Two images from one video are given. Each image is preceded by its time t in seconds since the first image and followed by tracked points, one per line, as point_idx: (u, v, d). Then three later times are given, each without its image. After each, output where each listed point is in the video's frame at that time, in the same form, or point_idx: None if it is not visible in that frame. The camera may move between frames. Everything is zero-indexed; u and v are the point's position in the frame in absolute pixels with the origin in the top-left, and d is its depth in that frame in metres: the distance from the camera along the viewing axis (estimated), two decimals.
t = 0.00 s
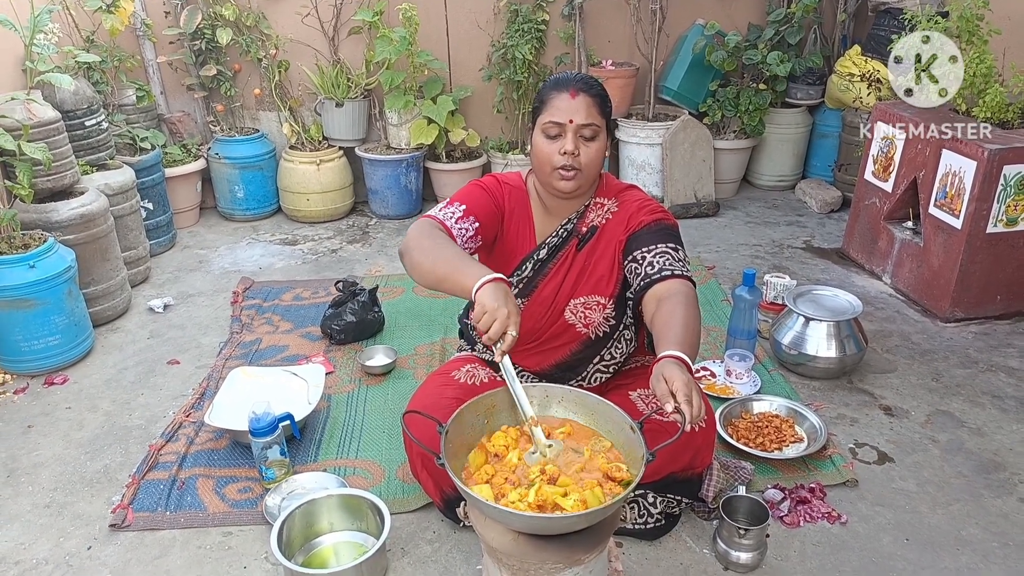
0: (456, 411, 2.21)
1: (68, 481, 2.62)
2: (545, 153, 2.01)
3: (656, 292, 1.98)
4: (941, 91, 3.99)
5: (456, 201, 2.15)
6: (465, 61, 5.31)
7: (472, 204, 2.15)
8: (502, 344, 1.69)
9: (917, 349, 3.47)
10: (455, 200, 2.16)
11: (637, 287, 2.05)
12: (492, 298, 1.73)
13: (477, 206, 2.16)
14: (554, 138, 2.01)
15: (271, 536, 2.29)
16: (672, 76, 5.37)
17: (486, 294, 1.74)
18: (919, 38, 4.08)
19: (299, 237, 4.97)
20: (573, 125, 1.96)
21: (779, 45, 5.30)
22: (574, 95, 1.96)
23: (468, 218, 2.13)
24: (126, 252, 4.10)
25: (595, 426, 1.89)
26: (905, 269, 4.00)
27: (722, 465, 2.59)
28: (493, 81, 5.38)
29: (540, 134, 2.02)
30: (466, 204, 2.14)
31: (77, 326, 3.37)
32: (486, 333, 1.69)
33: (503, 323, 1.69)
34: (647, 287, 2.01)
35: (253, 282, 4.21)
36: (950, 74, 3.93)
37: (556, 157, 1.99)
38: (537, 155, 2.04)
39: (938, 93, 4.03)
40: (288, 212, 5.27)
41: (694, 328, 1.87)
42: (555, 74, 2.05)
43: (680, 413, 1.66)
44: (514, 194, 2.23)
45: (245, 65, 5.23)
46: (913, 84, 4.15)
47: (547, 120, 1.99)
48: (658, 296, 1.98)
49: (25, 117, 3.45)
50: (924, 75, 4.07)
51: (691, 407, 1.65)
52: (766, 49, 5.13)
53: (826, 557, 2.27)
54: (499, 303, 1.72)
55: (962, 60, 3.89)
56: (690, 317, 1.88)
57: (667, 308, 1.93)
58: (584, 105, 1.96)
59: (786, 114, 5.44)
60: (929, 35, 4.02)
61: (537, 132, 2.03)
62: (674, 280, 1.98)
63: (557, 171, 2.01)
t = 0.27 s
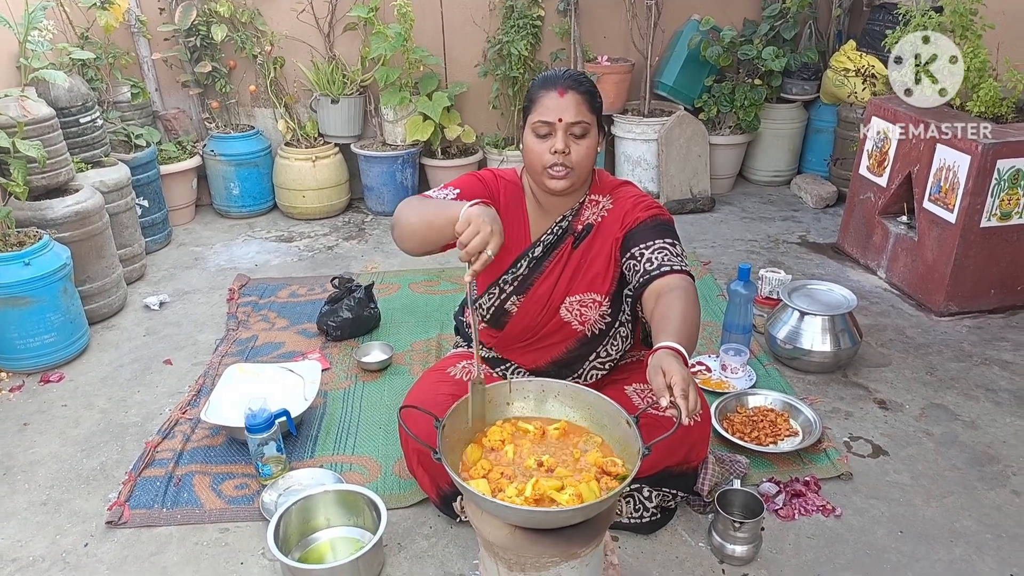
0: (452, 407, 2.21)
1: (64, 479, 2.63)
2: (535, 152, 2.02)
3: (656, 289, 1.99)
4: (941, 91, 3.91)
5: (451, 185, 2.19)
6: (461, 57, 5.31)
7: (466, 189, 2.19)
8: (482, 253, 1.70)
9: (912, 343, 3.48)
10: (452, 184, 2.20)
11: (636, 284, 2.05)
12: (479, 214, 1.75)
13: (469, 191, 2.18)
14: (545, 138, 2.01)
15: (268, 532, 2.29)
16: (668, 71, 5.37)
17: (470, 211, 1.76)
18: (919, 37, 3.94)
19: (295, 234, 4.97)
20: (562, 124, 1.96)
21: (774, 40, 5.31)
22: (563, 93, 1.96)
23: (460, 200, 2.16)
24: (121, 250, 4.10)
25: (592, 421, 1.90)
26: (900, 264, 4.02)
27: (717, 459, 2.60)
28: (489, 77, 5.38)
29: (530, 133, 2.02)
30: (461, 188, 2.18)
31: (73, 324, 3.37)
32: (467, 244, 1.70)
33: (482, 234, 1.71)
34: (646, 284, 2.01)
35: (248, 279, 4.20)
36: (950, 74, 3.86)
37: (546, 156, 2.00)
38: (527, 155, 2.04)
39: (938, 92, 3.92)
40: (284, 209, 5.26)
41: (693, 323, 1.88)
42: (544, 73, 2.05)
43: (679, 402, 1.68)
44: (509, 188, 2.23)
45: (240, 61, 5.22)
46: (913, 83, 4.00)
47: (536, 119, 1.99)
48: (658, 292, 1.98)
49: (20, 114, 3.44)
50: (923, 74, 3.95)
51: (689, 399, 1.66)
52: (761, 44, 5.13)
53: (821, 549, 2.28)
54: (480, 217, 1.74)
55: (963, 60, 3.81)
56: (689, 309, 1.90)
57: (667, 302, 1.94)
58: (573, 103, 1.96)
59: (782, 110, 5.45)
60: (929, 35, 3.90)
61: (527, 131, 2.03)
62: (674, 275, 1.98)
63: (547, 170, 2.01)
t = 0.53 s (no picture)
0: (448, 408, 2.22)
1: (60, 484, 2.62)
2: (530, 156, 2.02)
3: (652, 292, 2.00)
4: (941, 91, 3.89)
5: (444, 203, 2.16)
6: (454, 58, 5.31)
7: (460, 207, 2.15)
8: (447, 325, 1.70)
9: (906, 339, 3.49)
10: (444, 201, 2.17)
11: (631, 288, 2.06)
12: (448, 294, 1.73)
13: (463, 208, 2.16)
14: (539, 141, 2.01)
15: (265, 536, 2.29)
16: (660, 71, 5.38)
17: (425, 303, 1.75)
18: (917, 38, 3.96)
19: (290, 237, 4.96)
20: (557, 128, 1.97)
21: (766, 39, 5.33)
22: (557, 97, 1.97)
23: (456, 221, 2.13)
24: (115, 255, 4.09)
25: (587, 421, 1.90)
26: (893, 261, 4.03)
27: (713, 458, 2.61)
28: (482, 78, 5.38)
29: (524, 137, 2.02)
30: (454, 207, 2.15)
31: (67, 329, 3.36)
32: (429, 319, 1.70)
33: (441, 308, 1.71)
34: (642, 288, 2.02)
35: (243, 283, 4.20)
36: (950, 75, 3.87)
37: (541, 161, 2.00)
38: (522, 159, 2.05)
39: (938, 91, 3.91)
40: (278, 212, 5.25)
41: (688, 326, 1.89)
42: (538, 76, 2.05)
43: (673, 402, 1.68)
44: (501, 198, 2.22)
45: (233, 64, 5.21)
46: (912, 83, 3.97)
47: (531, 123, 1.99)
48: (654, 296, 1.99)
49: (11, 119, 3.43)
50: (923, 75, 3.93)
51: (684, 399, 1.67)
52: (752, 43, 5.14)
53: (818, 546, 2.29)
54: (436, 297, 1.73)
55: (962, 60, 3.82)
56: (685, 312, 1.91)
57: (660, 304, 1.95)
58: (567, 107, 1.97)
59: (774, 108, 5.46)
60: (929, 35, 3.93)
61: (522, 135, 2.03)
62: (669, 278, 1.99)
63: (542, 174, 2.02)
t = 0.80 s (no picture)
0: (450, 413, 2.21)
1: (62, 492, 2.61)
2: (531, 164, 2.02)
3: (657, 297, 2.00)
4: (941, 91, 3.90)
5: (450, 225, 2.13)
6: (453, 62, 5.31)
7: (467, 227, 2.13)
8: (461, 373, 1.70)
9: (907, 340, 3.49)
10: (449, 224, 2.13)
11: (635, 293, 2.07)
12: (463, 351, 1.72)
13: (471, 228, 2.13)
14: (539, 149, 2.01)
15: (268, 542, 2.29)
16: (659, 74, 5.39)
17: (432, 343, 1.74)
18: (918, 38, 3.98)
19: (289, 242, 4.96)
20: (557, 135, 1.97)
21: (764, 41, 5.33)
22: (557, 105, 1.97)
23: (469, 243, 2.12)
24: (115, 261, 4.09)
25: (591, 424, 1.91)
26: (893, 262, 4.03)
27: (716, 460, 2.60)
28: (480, 82, 5.39)
29: (524, 145, 2.02)
30: (463, 228, 2.12)
31: (68, 336, 3.35)
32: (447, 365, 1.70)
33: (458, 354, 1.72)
34: (647, 293, 2.02)
35: (243, 288, 4.19)
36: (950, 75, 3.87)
37: (542, 169, 2.00)
38: (522, 168, 2.04)
39: (938, 92, 3.91)
40: (278, 218, 5.25)
41: (693, 330, 1.89)
42: (536, 83, 2.05)
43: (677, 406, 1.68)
44: (503, 211, 2.20)
45: (231, 70, 5.22)
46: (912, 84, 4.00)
47: (530, 131, 1.99)
48: (660, 301, 1.99)
49: (11, 127, 3.43)
50: (923, 75, 3.95)
51: (688, 403, 1.67)
52: (750, 45, 5.14)
53: (822, 548, 2.29)
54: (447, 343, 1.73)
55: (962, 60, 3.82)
56: (690, 316, 1.91)
57: (665, 310, 1.95)
58: (567, 114, 1.97)
59: (773, 110, 5.47)
60: (928, 35, 3.94)
61: (521, 144, 2.03)
62: (672, 283, 2.00)
63: (543, 182, 2.02)
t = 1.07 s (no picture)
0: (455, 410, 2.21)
1: (67, 489, 2.62)
2: (538, 162, 2.01)
3: (662, 296, 2.00)
4: (941, 91, 3.90)
5: (455, 218, 2.14)
6: (457, 59, 5.31)
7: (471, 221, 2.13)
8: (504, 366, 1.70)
9: (913, 338, 3.48)
10: (455, 216, 2.14)
11: (640, 292, 2.06)
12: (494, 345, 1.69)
13: (475, 222, 2.14)
14: (546, 147, 2.00)
15: (273, 539, 2.29)
16: (663, 71, 5.38)
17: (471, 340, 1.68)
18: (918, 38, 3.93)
19: (293, 240, 4.96)
20: (565, 133, 1.96)
21: (769, 38, 5.31)
22: (564, 103, 1.96)
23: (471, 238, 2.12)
24: (120, 258, 4.09)
25: (596, 423, 1.90)
26: (899, 260, 4.02)
27: (721, 459, 2.60)
28: (485, 80, 5.38)
29: (531, 143, 2.02)
30: (467, 222, 2.13)
31: (73, 333, 3.36)
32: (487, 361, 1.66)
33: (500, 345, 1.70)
34: (652, 292, 2.02)
35: (248, 286, 4.20)
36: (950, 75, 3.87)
37: (549, 167, 1.99)
38: (529, 166, 2.04)
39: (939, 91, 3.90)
40: (282, 215, 5.26)
41: (698, 328, 1.88)
42: (544, 81, 2.04)
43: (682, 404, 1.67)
44: (509, 207, 2.20)
45: (236, 68, 5.21)
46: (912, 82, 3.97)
47: (538, 129, 1.99)
48: (663, 300, 1.99)
49: (16, 124, 3.43)
50: (923, 74, 3.91)
51: (693, 400, 1.66)
52: (756, 41, 5.14)
53: (827, 547, 2.28)
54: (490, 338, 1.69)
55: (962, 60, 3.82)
56: (695, 315, 1.90)
57: (672, 308, 1.95)
58: (574, 112, 1.96)
59: (778, 107, 5.45)
60: (929, 35, 3.91)
61: (529, 141, 2.03)
62: (677, 282, 2.00)
63: (550, 181, 2.01)
